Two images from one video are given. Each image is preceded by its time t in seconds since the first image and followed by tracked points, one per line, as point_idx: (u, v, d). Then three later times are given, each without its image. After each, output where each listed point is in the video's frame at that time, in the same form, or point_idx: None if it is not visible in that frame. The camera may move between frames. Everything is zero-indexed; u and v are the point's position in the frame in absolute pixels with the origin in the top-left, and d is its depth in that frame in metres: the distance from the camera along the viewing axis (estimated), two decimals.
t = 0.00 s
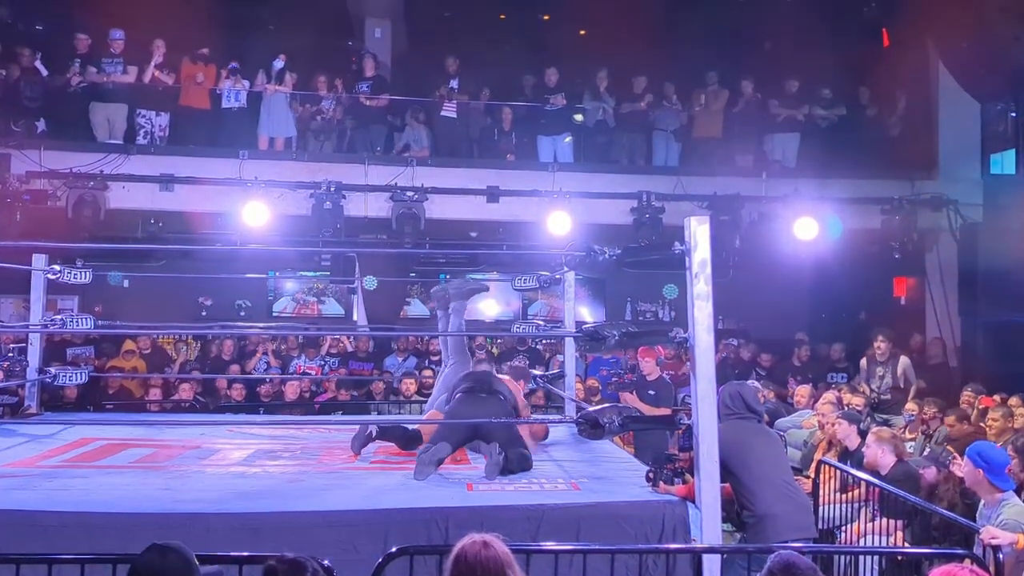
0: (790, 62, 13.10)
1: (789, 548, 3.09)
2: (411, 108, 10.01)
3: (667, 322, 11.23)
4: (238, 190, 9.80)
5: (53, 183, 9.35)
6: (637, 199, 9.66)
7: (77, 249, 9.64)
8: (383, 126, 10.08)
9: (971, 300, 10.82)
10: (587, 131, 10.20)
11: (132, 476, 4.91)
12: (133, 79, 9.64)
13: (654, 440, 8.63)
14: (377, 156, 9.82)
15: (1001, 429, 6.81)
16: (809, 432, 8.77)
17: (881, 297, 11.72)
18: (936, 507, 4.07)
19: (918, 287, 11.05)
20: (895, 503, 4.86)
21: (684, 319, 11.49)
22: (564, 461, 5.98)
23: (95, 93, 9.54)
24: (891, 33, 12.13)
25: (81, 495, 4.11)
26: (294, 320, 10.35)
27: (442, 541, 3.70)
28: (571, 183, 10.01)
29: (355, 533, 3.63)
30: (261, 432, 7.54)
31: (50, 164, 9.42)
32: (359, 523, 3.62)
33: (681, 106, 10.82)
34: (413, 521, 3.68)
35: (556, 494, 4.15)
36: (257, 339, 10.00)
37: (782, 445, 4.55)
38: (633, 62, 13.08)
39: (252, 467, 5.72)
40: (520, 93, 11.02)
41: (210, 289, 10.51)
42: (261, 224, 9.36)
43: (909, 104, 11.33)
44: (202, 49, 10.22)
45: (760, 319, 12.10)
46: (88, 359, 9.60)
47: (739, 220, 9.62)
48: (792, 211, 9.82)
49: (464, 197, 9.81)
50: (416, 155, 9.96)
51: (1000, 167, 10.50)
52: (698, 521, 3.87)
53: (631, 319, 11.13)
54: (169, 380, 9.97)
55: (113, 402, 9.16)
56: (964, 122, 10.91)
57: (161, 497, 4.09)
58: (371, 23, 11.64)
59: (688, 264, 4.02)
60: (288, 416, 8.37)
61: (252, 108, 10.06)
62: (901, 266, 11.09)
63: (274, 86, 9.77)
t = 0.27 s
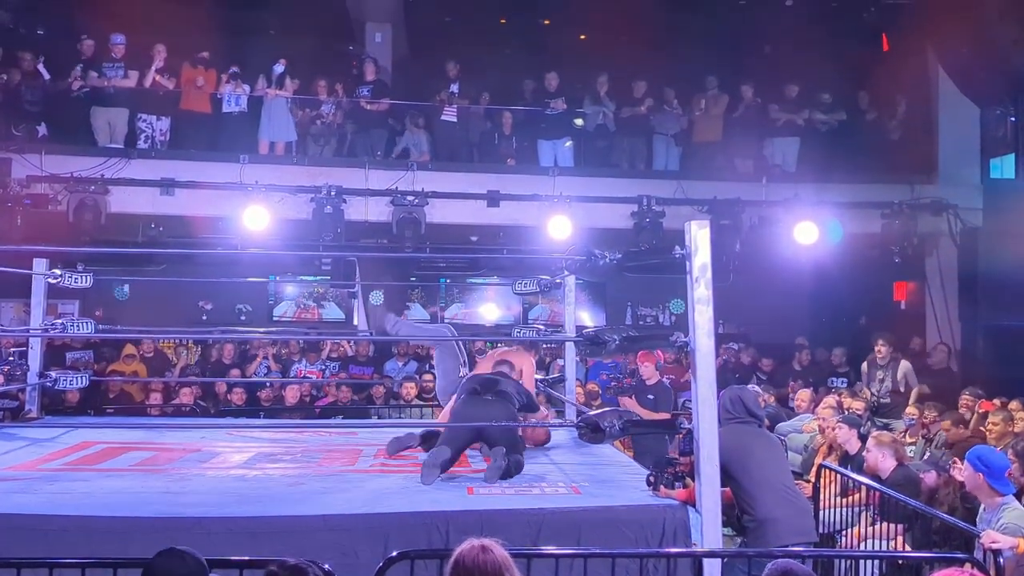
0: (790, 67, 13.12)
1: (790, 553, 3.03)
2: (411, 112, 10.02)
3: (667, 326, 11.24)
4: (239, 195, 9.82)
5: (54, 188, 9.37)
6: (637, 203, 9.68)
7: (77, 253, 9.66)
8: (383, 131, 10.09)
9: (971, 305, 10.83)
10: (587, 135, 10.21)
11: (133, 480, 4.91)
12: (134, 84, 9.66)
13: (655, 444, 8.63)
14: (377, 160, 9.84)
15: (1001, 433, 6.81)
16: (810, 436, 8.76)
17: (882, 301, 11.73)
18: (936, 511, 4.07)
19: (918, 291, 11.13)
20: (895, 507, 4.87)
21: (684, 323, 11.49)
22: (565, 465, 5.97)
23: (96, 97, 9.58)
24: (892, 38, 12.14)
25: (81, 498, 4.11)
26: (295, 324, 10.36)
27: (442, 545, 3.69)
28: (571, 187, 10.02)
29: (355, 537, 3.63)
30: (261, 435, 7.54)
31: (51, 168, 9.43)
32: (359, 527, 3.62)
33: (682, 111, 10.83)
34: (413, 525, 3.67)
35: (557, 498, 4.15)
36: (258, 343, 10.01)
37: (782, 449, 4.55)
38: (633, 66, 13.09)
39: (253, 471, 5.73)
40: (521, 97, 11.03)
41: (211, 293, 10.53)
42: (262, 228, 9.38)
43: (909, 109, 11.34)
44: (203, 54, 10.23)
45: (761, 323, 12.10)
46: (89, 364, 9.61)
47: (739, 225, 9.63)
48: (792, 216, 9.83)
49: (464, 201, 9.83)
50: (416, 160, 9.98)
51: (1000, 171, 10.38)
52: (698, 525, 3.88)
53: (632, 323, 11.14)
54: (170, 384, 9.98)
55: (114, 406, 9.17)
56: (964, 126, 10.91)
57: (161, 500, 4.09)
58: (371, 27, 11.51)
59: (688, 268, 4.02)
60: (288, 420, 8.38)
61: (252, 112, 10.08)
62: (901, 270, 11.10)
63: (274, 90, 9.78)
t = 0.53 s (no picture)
0: (789, 71, 13.14)
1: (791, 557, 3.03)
2: (412, 116, 10.04)
3: (668, 330, 11.23)
4: (239, 199, 9.81)
5: (55, 191, 9.37)
6: (637, 207, 9.70)
7: (77, 256, 9.65)
8: (384, 135, 10.10)
9: (971, 308, 10.82)
10: (588, 139, 10.22)
11: (133, 483, 4.90)
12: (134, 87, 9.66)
13: (655, 448, 8.62)
14: (378, 164, 9.84)
15: (1002, 437, 6.80)
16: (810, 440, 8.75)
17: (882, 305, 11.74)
18: (937, 515, 4.06)
19: (917, 295, 11.11)
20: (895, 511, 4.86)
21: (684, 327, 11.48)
22: (566, 469, 5.96)
23: (97, 101, 9.58)
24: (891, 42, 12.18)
25: (81, 502, 4.10)
26: (295, 328, 10.35)
27: (443, 548, 3.68)
28: (572, 191, 10.00)
29: (355, 540, 3.62)
30: (260, 439, 7.52)
31: (51, 172, 9.40)
32: (360, 531, 3.61)
33: (682, 114, 10.83)
34: (413, 529, 3.66)
35: (557, 502, 4.15)
36: (258, 347, 10.00)
37: (782, 452, 4.53)
38: (633, 70, 13.12)
39: (253, 475, 5.72)
40: (521, 100, 11.03)
41: (211, 297, 10.51)
42: (262, 232, 9.38)
43: (909, 113, 11.36)
44: (203, 57, 10.22)
45: (761, 327, 12.09)
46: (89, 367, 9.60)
47: (739, 228, 9.65)
48: (792, 219, 9.83)
49: (465, 205, 9.83)
50: (416, 164, 9.99)
51: (1000, 175, 10.39)
52: (699, 529, 3.87)
53: (632, 327, 11.13)
54: (170, 388, 9.95)
55: (114, 410, 9.16)
56: (963, 130, 10.91)
57: (161, 505, 4.08)
58: (372, 31, 11.68)
59: (688, 272, 4.02)
60: (288, 424, 8.36)
61: (252, 116, 10.08)
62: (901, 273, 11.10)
63: (275, 95, 9.78)
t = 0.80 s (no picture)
0: (791, 75, 13.14)
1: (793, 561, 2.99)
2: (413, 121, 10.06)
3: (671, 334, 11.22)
4: (242, 203, 9.83)
5: (58, 196, 9.41)
6: (639, 211, 9.72)
7: (80, 260, 9.68)
8: (385, 139, 10.11)
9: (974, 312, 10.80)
10: (590, 143, 10.22)
11: (135, 487, 4.91)
12: (136, 92, 9.67)
13: (657, 452, 8.62)
14: (379, 168, 9.85)
15: (1005, 441, 6.78)
16: (812, 444, 8.75)
17: (885, 308, 11.74)
18: (939, 519, 4.05)
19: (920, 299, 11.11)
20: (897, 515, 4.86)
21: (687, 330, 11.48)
22: (567, 474, 5.95)
23: (100, 105, 9.62)
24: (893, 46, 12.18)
25: (83, 506, 4.11)
26: (297, 331, 10.36)
27: (445, 553, 3.68)
28: (573, 195, 10.00)
29: (357, 545, 3.62)
30: (263, 443, 7.54)
31: (54, 176, 9.45)
32: (360, 535, 3.61)
33: (684, 118, 10.84)
34: (415, 533, 3.66)
35: (559, 506, 4.15)
36: (261, 351, 10.02)
37: (784, 456, 4.53)
38: (635, 74, 13.13)
39: (255, 478, 5.73)
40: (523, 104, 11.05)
41: (214, 302, 10.52)
42: (265, 236, 9.40)
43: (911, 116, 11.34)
44: (206, 62, 10.23)
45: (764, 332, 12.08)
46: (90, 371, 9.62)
47: (741, 232, 9.66)
48: (794, 223, 9.83)
49: (466, 209, 9.84)
50: (417, 168, 10.00)
51: (1002, 178, 10.21)
52: (702, 534, 3.82)
53: (634, 331, 11.13)
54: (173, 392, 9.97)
55: (116, 414, 9.18)
56: (966, 134, 10.89)
57: (163, 508, 4.09)
58: (375, 35, 11.67)
59: (690, 275, 3.97)
60: (290, 428, 8.37)
61: (255, 120, 10.10)
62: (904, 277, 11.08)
63: (277, 99, 9.80)
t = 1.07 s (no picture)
0: (802, 76, 13.12)
1: (805, 561, 2.98)
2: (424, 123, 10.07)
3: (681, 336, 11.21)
4: (253, 205, 9.86)
5: (71, 199, 9.48)
6: (650, 212, 9.71)
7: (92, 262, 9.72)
8: (396, 141, 10.13)
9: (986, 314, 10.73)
10: (601, 144, 10.20)
11: (148, 489, 4.92)
12: (148, 95, 9.69)
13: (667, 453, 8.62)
14: (389, 170, 9.87)
15: (1017, 443, 6.72)
16: (824, 446, 8.73)
17: (896, 310, 11.69)
18: (953, 520, 4.01)
19: (932, 300, 11.09)
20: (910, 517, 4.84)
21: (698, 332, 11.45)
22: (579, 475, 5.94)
23: (112, 109, 9.66)
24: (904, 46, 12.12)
25: (97, 508, 4.13)
26: (308, 333, 10.38)
27: (458, 554, 3.69)
28: (584, 197, 10.01)
29: (370, 546, 3.62)
30: (275, 445, 7.56)
31: (67, 179, 9.53)
32: (373, 536, 3.61)
33: (694, 119, 10.81)
34: (428, 535, 3.67)
35: (571, 508, 4.15)
36: (272, 353, 10.05)
37: (796, 458, 4.52)
38: (645, 75, 13.13)
39: (267, 480, 5.74)
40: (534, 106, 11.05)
41: (225, 304, 10.56)
42: (276, 238, 9.44)
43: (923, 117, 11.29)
44: (217, 65, 10.25)
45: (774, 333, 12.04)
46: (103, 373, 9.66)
47: (752, 233, 9.66)
48: (805, 224, 9.80)
49: (477, 211, 9.85)
50: (427, 169, 10.01)
51: (1014, 179, 10.19)
52: (714, 535, 3.80)
53: (645, 332, 11.12)
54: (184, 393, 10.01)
55: (129, 415, 9.22)
56: (978, 135, 10.83)
57: (177, 510, 4.10)
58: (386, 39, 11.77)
59: (703, 276, 3.96)
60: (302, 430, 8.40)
61: (266, 123, 10.13)
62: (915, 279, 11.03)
63: (288, 101, 9.83)
